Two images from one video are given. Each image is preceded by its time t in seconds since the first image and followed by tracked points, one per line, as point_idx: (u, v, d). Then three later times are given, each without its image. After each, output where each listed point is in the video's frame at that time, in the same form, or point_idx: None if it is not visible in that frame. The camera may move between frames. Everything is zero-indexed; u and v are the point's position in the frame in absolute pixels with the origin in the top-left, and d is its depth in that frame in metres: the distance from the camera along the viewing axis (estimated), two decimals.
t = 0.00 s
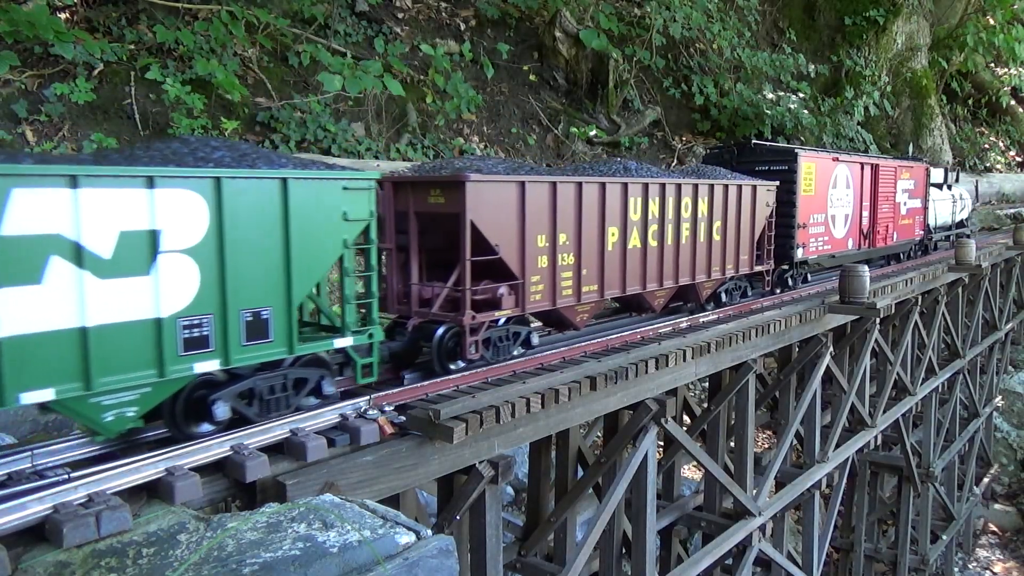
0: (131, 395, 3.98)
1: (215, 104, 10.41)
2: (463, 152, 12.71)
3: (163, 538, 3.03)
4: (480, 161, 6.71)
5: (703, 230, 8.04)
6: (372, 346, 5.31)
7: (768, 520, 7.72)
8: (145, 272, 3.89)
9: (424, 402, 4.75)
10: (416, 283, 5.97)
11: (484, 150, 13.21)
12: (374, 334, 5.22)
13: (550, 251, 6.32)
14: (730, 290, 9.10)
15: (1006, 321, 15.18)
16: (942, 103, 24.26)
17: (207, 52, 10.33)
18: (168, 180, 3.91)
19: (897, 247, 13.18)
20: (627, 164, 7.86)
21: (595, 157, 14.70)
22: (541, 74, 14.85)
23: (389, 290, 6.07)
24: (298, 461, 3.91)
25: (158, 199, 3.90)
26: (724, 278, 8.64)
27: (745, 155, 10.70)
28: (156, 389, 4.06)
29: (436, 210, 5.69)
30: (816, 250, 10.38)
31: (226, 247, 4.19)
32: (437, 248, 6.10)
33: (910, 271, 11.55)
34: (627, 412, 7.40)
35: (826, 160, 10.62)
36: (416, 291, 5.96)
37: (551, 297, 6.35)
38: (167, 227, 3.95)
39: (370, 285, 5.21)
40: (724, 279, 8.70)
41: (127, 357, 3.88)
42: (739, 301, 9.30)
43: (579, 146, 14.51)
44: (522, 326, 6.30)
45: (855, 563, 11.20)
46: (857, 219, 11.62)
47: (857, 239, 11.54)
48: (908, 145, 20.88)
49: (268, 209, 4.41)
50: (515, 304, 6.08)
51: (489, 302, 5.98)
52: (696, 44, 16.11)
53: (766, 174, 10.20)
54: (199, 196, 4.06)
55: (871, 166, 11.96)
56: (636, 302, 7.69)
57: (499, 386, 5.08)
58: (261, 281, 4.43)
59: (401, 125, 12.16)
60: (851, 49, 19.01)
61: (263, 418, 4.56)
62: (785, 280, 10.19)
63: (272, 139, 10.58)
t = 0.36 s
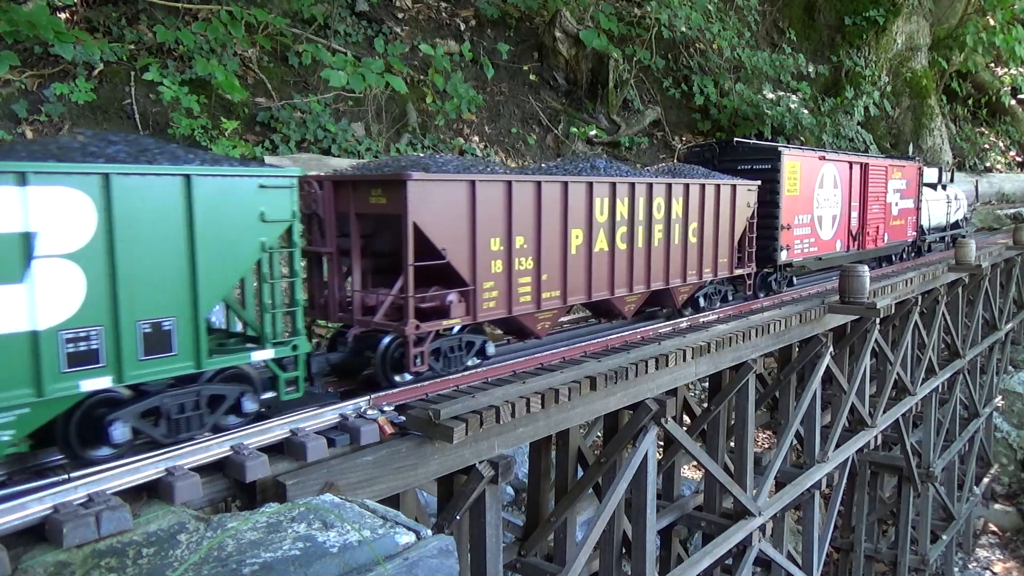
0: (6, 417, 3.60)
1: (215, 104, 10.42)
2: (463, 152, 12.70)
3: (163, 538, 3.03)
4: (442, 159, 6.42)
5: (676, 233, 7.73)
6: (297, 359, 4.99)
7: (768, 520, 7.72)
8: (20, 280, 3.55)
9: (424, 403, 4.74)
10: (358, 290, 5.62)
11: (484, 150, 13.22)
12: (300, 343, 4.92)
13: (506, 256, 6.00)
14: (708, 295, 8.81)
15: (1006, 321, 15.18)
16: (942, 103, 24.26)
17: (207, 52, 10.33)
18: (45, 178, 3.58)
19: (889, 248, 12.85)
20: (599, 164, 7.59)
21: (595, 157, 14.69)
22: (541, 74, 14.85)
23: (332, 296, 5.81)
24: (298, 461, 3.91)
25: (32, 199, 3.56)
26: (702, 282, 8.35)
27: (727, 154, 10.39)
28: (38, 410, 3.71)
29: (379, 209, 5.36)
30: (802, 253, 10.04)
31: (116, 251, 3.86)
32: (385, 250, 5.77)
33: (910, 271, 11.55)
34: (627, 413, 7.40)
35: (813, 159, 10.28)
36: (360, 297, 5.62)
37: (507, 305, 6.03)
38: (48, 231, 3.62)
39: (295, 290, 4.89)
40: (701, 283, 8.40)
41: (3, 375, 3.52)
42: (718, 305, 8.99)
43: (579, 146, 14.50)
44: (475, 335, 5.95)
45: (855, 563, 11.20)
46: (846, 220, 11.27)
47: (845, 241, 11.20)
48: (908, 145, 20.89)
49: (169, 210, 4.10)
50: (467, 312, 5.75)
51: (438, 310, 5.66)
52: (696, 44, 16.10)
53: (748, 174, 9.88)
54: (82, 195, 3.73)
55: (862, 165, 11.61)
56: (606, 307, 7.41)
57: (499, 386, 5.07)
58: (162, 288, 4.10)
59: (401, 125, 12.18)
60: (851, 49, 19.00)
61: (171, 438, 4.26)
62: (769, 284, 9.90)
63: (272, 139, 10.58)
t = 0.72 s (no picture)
0: None
1: (215, 104, 10.43)
2: (463, 152, 12.70)
3: (163, 538, 3.03)
4: (395, 157, 6.02)
5: (648, 235, 7.31)
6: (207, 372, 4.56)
7: (768, 520, 7.72)
8: None
9: (424, 403, 4.74)
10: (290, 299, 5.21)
11: (484, 149, 13.22)
12: (210, 354, 4.50)
13: (454, 261, 5.55)
14: (684, 300, 8.41)
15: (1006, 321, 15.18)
16: (942, 103, 24.26)
17: (207, 52, 10.33)
18: None
19: (880, 250, 12.55)
20: (566, 163, 7.22)
21: (595, 157, 14.67)
22: (541, 74, 14.85)
23: (264, 306, 5.35)
24: (298, 461, 3.91)
25: None
26: (677, 287, 7.95)
27: (708, 152, 10.05)
28: None
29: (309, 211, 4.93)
30: (785, 254, 9.73)
31: None
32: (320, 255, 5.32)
33: (910, 271, 11.54)
34: (627, 413, 7.39)
35: (798, 157, 9.97)
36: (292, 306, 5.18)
37: (455, 314, 5.57)
38: None
39: (203, 295, 4.45)
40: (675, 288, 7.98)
41: None
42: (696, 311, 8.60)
43: (579, 146, 14.48)
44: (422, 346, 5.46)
45: (855, 563, 11.20)
46: (834, 221, 10.94)
47: (833, 242, 10.89)
48: (908, 145, 20.89)
49: (41, 206, 3.61)
50: (410, 321, 5.30)
51: (378, 320, 5.20)
52: (696, 44, 16.10)
53: (731, 172, 9.55)
54: None
55: (851, 164, 11.29)
56: (572, 314, 7.01)
57: (500, 386, 5.07)
58: (40, 296, 3.63)
59: (401, 125, 12.18)
60: (851, 49, 19.00)
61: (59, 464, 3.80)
62: (749, 289, 9.61)
63: (272, 139, 10.58)
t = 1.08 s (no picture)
0: None
1: (215, 104, 10.43)
2: (463, 152, 12.70)
3: (163, 538, 3.03)
4: (342, 158, 5.65)
5: (615, 239, 6.94)
6: (99, 391, 4.15)
7: (768, 520, 7.71)
8: None
9: (424, 403, 4.74)
10: (208, 304, 4.92)
11: (484, 150, 13.23)
12: (100, 369, 4.11)
13: (395, 268, 5.17)
14: (659, 305, 8.04)
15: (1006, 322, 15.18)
16: (942, 103, 24.27)
17: (207, 52, 10.33)
18: None
19: (871, 252, 12.27)
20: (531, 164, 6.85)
21: (595, 157, 14.65)
22: (541, 74, 14.85)
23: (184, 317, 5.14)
24: (298, 461, 3.91)
25: None
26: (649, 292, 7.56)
27: (687, 150, 9.63)
28: None
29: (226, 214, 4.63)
30: (769, 257, 9.39)
31: None
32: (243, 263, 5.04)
33: (910, 271, 11.54)
34: (627, 413, 7.40)
35: (783, 157, 9.62)
36: (212, 316, 4.88)
37: (395, 323, 5.21)
38: None
39: (90, 305, 4.04)
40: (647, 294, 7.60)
41: None
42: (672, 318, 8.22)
43: (579, 146, 14.47)
44: (358, 359, 5.16)
45: (855, 563, 11.20)
46: (819, 221, 10.60)
47: (819, 244, 10.56)
48: (908, 145, 20.90)
49: None
50: (343, 333, 4.95)
51: (309, 331, 4.87)
52: (696, 44, 16.10)
53: (711, 170, 9.13)
54: None
55: (838, 163, 10.97)
56: (534, 322, 6.64)
57: (499, 386, 5.07)
58: None
59: (401, 125, 12.18)
60: (851, 49, 19.00)
61: None
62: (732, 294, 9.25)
63: (272, 139, 10.58)
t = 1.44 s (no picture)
0: None
1: (215, 103, 10.43)
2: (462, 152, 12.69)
3: (163, 538, 3.03)
4: (265, 152, 5.04)
5: (582, 242, 6.37)
6: None
7: (768, 520, 7.71)
8: None
9: (424, 403, 4.75)
10: (118, 317, 4.28)
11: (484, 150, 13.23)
12: None
13: (326, 276, 4.59)
14: (629, 311, 7.46)
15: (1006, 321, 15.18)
16: (942, 103, 24.27)
17: (207, 52, 10.31)
18: None
19: (861, 254, 11.85)
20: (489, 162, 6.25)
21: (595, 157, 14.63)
22: (541, 74, 14.85)
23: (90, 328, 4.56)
24: (297, 461, 3.91)
25: None
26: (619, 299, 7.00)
27: (663, 149, 9.04)
28: None
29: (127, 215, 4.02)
30: (749, 261, 8.87)
31: None
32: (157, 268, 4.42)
33: (909, 271, 11.53)
34: (627, 413, 7.40)
35: (765, 155, 9.06)
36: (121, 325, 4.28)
37: (327, 337, 4.64)
38: None
39: None
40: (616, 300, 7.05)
41: None
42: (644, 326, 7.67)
43: (579, 146, 14.48)
44: (285, 375, 4.60)
45: (855, 563, 11.20)
46: (806, 222, 10.12)
47: (804, 246, 10.06)
48: (908, 145, 20.93)
49: None
50: (265, 349, 4.36)
51: (225, 345, 4.29)
52: (696, 44, 16.09)
53: (688, 169, 8.54)
54: None
55: (825, 162, 10.47)
56: (491, 332, 6.04)
57: (499, 386, 5.07)
58: None
59: (401, 125, 12.19)
60: (851, 50, 19.00)
61: None
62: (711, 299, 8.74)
63: (272, 139, 10.60)
